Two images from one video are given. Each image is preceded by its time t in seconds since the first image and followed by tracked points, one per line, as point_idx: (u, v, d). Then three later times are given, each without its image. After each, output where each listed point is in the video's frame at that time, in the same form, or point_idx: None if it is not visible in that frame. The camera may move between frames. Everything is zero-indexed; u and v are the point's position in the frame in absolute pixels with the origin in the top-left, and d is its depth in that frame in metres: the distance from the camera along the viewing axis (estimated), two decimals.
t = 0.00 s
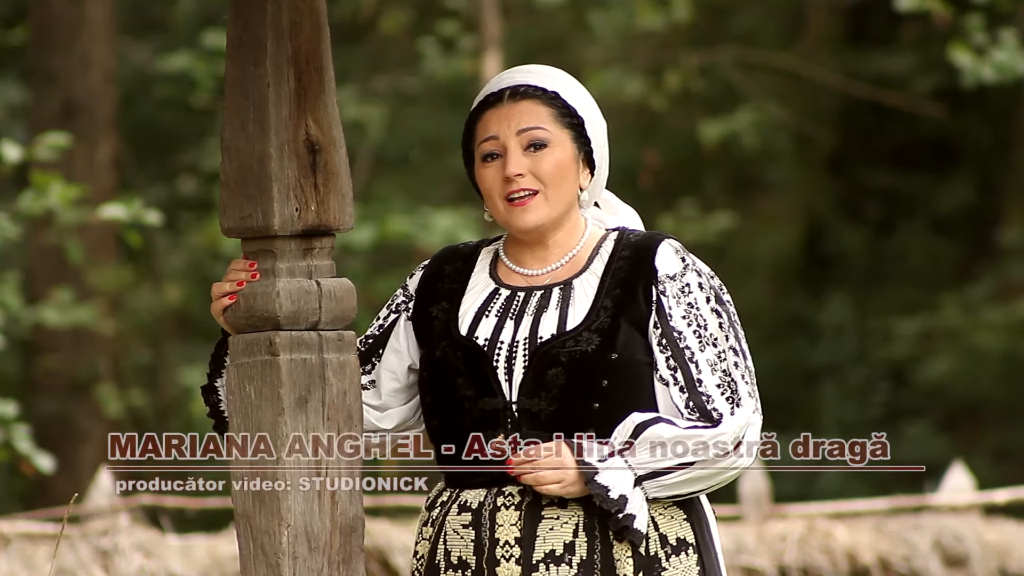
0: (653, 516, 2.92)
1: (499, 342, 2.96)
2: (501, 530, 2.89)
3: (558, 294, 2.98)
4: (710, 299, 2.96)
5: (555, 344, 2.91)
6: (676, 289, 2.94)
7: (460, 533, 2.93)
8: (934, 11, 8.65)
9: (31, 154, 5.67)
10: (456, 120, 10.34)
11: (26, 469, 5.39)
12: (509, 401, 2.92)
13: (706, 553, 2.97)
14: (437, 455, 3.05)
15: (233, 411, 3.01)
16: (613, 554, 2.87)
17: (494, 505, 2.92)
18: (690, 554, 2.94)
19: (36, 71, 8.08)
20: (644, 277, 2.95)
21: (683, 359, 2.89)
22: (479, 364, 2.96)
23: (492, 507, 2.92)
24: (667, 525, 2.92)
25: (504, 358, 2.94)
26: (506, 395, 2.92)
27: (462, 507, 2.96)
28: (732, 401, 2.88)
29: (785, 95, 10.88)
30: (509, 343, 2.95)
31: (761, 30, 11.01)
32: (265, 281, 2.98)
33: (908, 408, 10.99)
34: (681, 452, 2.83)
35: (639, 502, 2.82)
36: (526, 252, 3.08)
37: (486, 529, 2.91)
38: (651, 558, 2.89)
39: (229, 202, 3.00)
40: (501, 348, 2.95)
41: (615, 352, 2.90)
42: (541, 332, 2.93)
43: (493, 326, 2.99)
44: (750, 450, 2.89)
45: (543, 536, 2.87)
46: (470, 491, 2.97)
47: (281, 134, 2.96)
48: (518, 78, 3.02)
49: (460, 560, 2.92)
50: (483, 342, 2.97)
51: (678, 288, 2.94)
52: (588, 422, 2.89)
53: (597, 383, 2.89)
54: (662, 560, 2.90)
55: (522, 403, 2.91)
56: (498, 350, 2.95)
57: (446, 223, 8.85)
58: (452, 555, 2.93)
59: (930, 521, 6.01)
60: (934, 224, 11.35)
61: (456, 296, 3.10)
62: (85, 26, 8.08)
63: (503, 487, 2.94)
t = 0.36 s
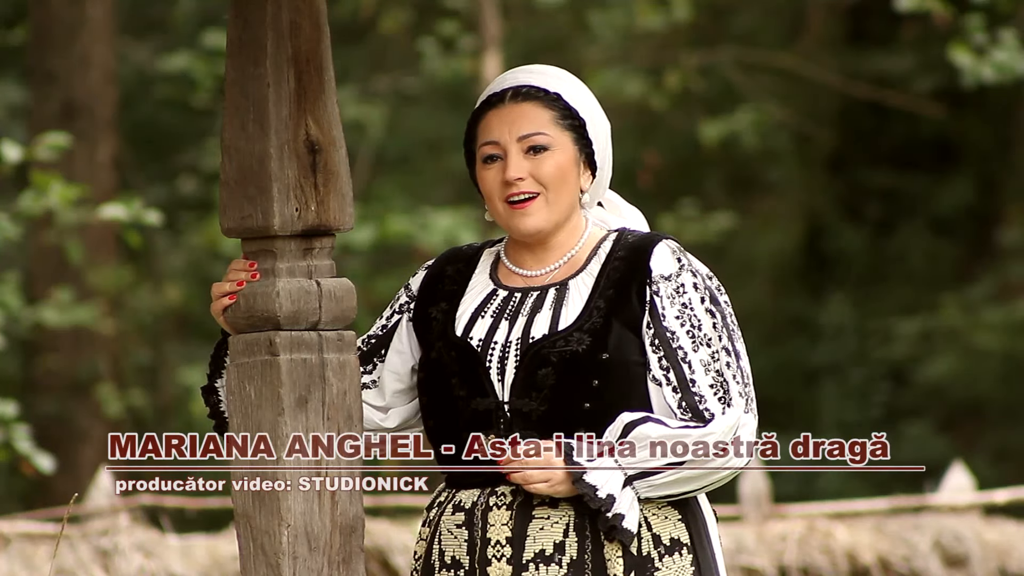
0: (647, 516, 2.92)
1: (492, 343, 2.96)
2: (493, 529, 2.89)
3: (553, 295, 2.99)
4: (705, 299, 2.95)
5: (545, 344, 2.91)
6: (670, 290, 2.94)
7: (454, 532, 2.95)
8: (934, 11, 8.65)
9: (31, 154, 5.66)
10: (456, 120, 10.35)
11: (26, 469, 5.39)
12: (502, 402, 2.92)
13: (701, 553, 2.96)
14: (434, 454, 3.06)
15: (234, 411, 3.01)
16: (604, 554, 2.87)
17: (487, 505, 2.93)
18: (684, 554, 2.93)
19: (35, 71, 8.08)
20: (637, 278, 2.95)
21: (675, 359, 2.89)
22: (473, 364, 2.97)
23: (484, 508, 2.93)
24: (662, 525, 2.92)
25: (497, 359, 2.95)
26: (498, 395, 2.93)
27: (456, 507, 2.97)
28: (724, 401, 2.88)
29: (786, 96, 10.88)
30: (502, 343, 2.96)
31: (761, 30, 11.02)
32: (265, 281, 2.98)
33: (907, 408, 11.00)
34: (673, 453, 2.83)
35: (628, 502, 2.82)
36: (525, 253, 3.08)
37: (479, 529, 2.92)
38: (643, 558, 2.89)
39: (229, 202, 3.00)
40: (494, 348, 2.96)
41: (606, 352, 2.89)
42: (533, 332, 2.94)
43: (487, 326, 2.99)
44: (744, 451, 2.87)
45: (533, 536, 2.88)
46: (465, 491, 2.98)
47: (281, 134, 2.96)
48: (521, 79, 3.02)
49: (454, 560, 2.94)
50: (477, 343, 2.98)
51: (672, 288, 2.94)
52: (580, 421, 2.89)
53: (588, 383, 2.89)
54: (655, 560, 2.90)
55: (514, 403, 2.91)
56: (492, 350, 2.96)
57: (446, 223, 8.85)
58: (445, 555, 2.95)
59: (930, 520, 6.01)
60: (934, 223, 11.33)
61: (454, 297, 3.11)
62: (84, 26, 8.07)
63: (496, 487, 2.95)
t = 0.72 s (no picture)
0: (646, 516, 2.92)
1: (492, 343, 2.97)
2: (492, 529, 2.90)
3: (552, 295, 2.99)
4: (704, 300, 2.95)
5: (545, 344, 2.91)
6: (670, 290, 2.93)
7: (453, 532, 2.96)
8: (934, 11, 8.65)
9: (32, 154, 5.66)
10: (456, 120, 10.35)
11: (26, 469, 5.40)
12: (501, 402, 2.93)
13: (700, 552, 2.96)
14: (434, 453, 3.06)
15: (233, 411, 3.01)
16: (603, 554, 2.87)
17: (486, 505, 2.93)
18: (684, 554, 2.94)
19: (36, 71, 8.08)
20: (637, 278, 2.95)
21: (675, 360, 2.89)
22: (472, 364, 2.97)
23: (484, 508, 2.93)
24: (661, 525, 2.92)
25: (497, 358, 2.95)
26: (497, 395, 2.93)
27: (456, 507, 2.97)
28: (723, 401, 2.88)
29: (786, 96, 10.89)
30: (502, 343, 2.96)
31: (761, 30, 11.03)
32: (265, 282, 2.98)
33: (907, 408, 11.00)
34: (672, 453, 2.83)
35: (627, 502, 2.82)
36: (525, 252, 3.08)
37: (479, 529, 2.92)
38: (642, 558, 2.89)
39: (229, 202, 3.00)
40: (494, 348, 2.96)
41: (605, 352, 2.90)
42: (532, 332, 2.94)
43: (487, 326, 2.99)
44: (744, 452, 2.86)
45: (533, 536, 2.88)
46: (464, 491, 2.98)
47: (280, 134, 2.96)
48: (532, 77, 3.02)
49: (453, 560, 2.94)
50: (477, 343, 2.98)
51: (671, 289, 2.93)
52: (578, 422, 2.89)
53: (588, 383, 2.89)
54: (655, 560, 2.90)
55: (513, 403, 2.91)
56: (491, 350, 2.96)
57: (446, 224, 8.86)
58: (445, 555, 2.96)
59: (930, 520, 6.00)
60: (934, 224, 11.33)
61: (454, 297, 3.11)
62: (85, 26, 8.07)
63: (496, 487, 2.95)
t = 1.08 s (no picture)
0: (654, 516, 2.92)
1: (500, 342, 2.95)
2: (503, 530, 2.89)
3: (559, 294, 2.98)
4: (712, 302, 2.96)
5: (557, 344, 2.91)
6: (678, 291, 2.94)
7: (461, 533, 2.94)
8: (934, 11, 8.65)
9: (32, 155, 5.67)
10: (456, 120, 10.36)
11: (26, 469, 5.40)
12: (510, 401, 2.92)
13: (706, 552, 2.98)
14: (436, 454, 3.04)
15: (233, 410, 3.01)
16: (614, 554, 2.88)
17: (495, 505, 2.92)
18: (691, 554, 2.95)
19: (35, 72, 8.08)
20: (644, 279, 2.96)
21: (684, 360, 2.89)
22: (481, 363, 2.96)
23: (493, 508, 2.92)
24: (669, 525, 2.93)
25: (506, 359, 2.94)
26: (507, 395, 2.92)
27: (463, 507, 2.96)
28: (733, 403, 2.89)
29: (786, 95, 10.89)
30: (510, 343, 2.95)
31: (760, 31, 11.03)
32: (265, 281, 2.98)
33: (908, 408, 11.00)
34: (673, 453, 2.83)
35: (639, 503, 2.83)
36: (527, 250, 3.07)
37: (488, 530, 2.91)
38: (652, 558, 2.89)
39: (229, 202, 3.00)
40: (502, 348, 2.95)
41: (616, 353, 2.90)
42: (542, 332, 2.93)
43: (494, 326, 2.98)
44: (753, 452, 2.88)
45: (544, 537, 2.88)
46: (471, 492, 2.97)
47: (281, 135, 2.96)
48: (556, 76, 3.01)
49: (462, 561, 2.92)
50: (484, 342, 2.97)
51: (679, 291, 2.94)
52: (589, 422, 2.89)
53: (599, 383, 2.89)
54: (664, 560, 2.90)
55: (524, 403, 2.91)
56: (500, 350, 2.95)
57: (446, 224, 8.86)
58: (453, 556, 2.94)
59: (931, 520, 6.00)
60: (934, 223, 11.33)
61: (456, 297, 3.10)
62: (85, 25, 8.06)
63: (504, 487, 2.94)
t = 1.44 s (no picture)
0: (662, 516, 2.92)
1: (508, 342, 2.95)
2: (510, 530, 2.89)
3: (567, 294, 2.98)
4: (719, 303, 2.96)
5: (566, 344, 2.91)
6: (686, 292, 2.94)
7: (468, 532, 2.92)
8: (934, 11, 8.65)
9: (32, 155, 5.67)
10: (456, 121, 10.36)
11: (26, 469, 5.40)
12: (518, 401, 2.93)
13: (711, 553, 2.98)
14: (439, 453, 3.04)
15: (233, 410, 3.01)
16: (623, 554, 2.87)
17: (502, 505, 2.91)
18: (697, 555, 2.95)
19: (36, 72, 8.08)
20: (652, 279, 2.96)
21: (693, 361, 2.89)
22: (490, 363, 2.96)
23: (500, 507, 2.91)
24: (676, 525, 2.93)
25: (514, 357, 2.94)
26: (515, 394, 2.93)
27: (469, 507, 2.95)
28: (742, 405, 2.88)
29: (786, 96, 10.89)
30: (518, 343, 2.95)
31: (760, 30, 11.03)
32: (265, 282, 2.98)
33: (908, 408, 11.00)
34: (673, 453, 2.82)
35: (649, 503, 2.83)
36: (533, 249, 3.07)
37: (496, 529, 2.90)
38: (660, 557, 2.89)
39: (229, 202, 3.00)
40: (511, 347, 2.95)
41: (626, 353, 2.91)
42: (551, 332, 2.94)
43: (502, 325, 2.98)
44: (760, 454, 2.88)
45: (553, 536, 2.87)
46: (477, 491, 2.96)
47: (281, 135, 2.96)
48: (573, 79, 3.01)
49: (468, 560, 2.91)
50: (492, 341, 2.97)
51: (687, 291, 2.94)
52: (597, 422, 2.90)
53: (608, 383, 2.90)
54: (671, 560, 2.90)
55: (532, 402, 2.92)
56: (508, 349, 2.95)
57: (446, 224, 8.86)
58: (459, 555, 2.92)
59: (931, 520, 6.00)
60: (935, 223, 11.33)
61: (462, 295, 3.09)
62: (85, 26, 8.07)
63: (512, 487, 2.93)
